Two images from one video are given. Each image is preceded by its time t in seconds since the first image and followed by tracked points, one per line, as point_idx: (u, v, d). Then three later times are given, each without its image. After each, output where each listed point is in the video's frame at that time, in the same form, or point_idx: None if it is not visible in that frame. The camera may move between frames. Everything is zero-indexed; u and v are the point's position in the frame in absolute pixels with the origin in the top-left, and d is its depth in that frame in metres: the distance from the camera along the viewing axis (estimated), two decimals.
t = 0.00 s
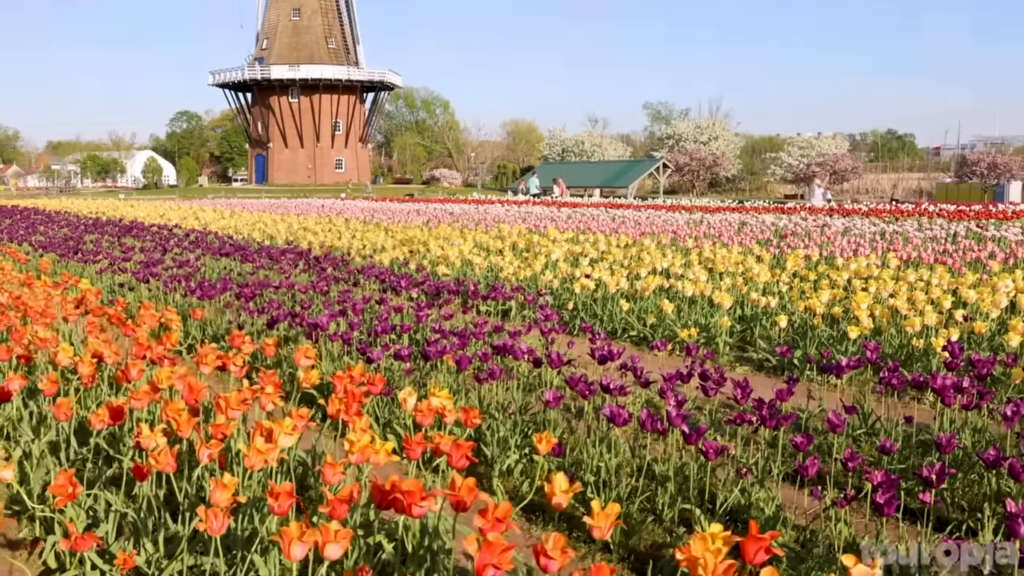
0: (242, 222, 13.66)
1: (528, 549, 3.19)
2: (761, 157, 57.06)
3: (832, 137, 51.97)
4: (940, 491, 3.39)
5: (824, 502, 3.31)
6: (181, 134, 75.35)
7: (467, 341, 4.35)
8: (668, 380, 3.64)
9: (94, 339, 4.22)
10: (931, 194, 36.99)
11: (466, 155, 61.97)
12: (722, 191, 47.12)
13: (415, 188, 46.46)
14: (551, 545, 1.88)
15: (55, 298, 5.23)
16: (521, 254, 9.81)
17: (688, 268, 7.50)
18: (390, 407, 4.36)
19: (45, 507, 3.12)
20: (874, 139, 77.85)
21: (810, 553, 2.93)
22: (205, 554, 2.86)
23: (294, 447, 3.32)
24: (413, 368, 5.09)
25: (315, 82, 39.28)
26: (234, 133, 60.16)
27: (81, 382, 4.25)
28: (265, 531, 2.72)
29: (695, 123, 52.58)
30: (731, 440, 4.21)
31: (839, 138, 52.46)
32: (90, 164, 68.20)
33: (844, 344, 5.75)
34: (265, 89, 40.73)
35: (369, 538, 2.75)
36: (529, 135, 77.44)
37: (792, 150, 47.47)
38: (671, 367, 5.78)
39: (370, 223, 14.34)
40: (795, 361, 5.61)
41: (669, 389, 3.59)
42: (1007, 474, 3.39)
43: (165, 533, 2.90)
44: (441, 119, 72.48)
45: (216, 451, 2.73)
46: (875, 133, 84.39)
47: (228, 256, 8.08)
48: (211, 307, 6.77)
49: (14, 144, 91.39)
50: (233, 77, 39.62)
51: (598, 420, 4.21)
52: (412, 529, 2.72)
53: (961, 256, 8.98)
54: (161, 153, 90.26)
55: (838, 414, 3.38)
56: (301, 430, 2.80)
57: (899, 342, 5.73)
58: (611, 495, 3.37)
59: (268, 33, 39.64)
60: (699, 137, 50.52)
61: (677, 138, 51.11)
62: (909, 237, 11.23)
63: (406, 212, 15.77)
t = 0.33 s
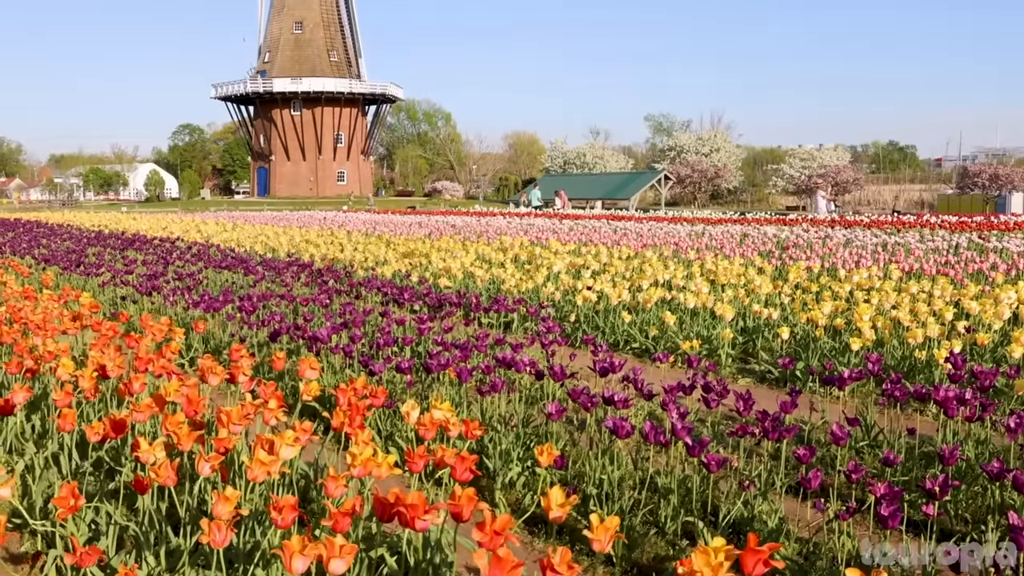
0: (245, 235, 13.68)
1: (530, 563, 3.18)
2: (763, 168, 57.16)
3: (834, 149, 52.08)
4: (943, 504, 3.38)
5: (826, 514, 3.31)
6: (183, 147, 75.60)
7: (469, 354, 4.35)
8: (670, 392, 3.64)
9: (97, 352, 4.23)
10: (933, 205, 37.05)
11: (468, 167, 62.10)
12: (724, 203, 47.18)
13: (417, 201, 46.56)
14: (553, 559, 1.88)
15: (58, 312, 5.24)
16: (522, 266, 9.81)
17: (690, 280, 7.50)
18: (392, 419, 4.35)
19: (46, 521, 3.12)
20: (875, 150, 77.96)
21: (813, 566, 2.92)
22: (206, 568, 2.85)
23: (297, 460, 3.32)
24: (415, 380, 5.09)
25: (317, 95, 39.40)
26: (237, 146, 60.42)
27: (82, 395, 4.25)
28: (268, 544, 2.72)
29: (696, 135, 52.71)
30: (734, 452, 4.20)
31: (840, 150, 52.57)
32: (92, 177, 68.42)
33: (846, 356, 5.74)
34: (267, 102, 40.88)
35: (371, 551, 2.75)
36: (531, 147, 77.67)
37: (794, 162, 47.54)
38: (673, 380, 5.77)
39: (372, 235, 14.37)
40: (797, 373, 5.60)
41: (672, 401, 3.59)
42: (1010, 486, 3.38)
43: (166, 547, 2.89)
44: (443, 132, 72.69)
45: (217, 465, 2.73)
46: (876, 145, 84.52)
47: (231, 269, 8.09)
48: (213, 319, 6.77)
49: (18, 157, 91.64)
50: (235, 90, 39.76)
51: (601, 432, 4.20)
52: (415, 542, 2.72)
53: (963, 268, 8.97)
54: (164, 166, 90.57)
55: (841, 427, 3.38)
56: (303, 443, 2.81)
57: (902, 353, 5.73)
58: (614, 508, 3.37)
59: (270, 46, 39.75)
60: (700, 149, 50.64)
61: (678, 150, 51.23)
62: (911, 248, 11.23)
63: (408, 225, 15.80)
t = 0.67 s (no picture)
0: (246, 247, 13.71)
1: None
2: (763, 180, 57.28)
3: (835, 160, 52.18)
4: (946, 516, 3.38)
5: (829, 527, 3.30)
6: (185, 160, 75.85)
7: (470, 366, 4.35)
8: (672, 404, 3.64)
9: (99, 365, 4.23)
10: (934, 216, 37.13)
11: (470, 179, 62.24)
12: (725, 214, 47.25)
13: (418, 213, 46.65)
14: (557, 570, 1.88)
15: (59, 325, 5.24)
16: (524, 278, 9.83)
17: (691, 292, 7.51)
18: (393, 432, 4.34)
19: (47, 535, 3.11)
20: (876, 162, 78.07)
21: None
22: None
23: (297, 473, 3.31)
24: (416, 393, 5.08)
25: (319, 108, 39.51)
26: (238, 159, 60.68)
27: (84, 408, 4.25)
28: (269, 558, 2.72)
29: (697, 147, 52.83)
30: (736, 464, 4.19)
31: (841, 161, 52.70)
32: (95, 191, 68.71)
33: (848, 368, 5.74)
34: (269, 114, 41.01)
35: (372, 564, 2.74)
36: (532, 159, 77.86)
37: (795, 173, 47.62)
38: (674, 392, 5.76)
39: (373, 248, 14.39)
40: (799, 385, 5.60)
41: (674, 412, 3.59)
42: (1013, 498, 3.38)
43: (167, 560, 2.88)
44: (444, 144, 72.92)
45: (219, 478, 2.73)
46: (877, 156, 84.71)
47: (232, 282, 8.10)
48: (214, 332, 6.78)
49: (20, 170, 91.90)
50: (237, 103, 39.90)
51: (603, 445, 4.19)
52: (416, 555, 2.71)
53: (965, 279, 8.98)
54: (166, 178, 90.83)
55: (842, 439, 3.38)
56: (304, 456, 2.81)
57: (904, 365, 5.72)
58: (616, 521, 3.36)
59: (272, 59, 39.88)
60: (700, 161, 50.79)
61: (679, 162, 51.36)
62: (912, 259, 11.24)
63: (410, 237, 15.82)
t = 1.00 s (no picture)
0: (246, 261, 13.73)
1: None
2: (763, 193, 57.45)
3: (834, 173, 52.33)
4: (948, 529, 3.37)
5: (830, 540, 3.30)
6: (186, 174, 76.09)
7: (471, 380, 4.35)
8: (672, 418, 3.64)
9: (99, 379, 4.23)
10: (934, 229, 37.20)
11: (470, 193, 62.42)
12: (726, 227, 47.32)
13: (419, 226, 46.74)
14: None
15: (60, 339, 5.25)
16: (524, 291, 9.84)
17: (691, 305, 7.51)
18: (393, 446, 4.33)
19: (47, 550, 3.11)
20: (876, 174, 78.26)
21: None
22: None
23: (297, 487, 3.31)
24: (417, 407, 5.08)
25: (319, 121, 39.62)
26: (239, 173, 60.83)
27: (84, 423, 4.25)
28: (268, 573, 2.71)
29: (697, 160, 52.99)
30: (736, 478, 4.18)
31: (840, 174, 52.83)
32: (96, 205, 68.91)
33: (849, 381, 5.73)
34: (270, 128, 41.13)
35: None
36: (532, 173, 78.09)
37: (796, 186, 47.74)
38: (675, 406, 5.76)
39: (373, 261, 14.42)
40: (799, 399, 5.59)
41: (675, 426, 3.59)
42: (1015, 511, 3.37)
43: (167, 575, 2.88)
44: (445, 158, 73.17)
45: (218, 492, 2.73)
46: (876, 169, 84.96)
47: (233, 295, 8.11)
48: (215, 346, 6.78)
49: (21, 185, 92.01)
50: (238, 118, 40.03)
51: (604, 459, 4.18)
52: (417, 570, 2.71)
53: (965, 292, 8.99)
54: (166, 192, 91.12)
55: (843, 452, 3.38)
56: (305, 470, 2.81)
57: (905, 378, 5.71)
58: (617, 535, 3.35)
59: (272, 73, 40.01)
60: (700, 174, 50.95)
61: (679, 175, 51.49)
62: (913, 272, 11.25)
63: (410, 250, 15.85)
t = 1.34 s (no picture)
0: (246, 273, 13.73)
1: None
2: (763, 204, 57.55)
3: (834, 184, 52.45)
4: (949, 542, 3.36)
5: (830, 552, 3.29)
6: (186, 186, 76.21)
7: (470, 392, 4.35)
8: (672, 430, 3.63)
9: (98, 391, 4.23)
10: (934, 240, 37.28)
11: (470, 205, 62.55)
12: (725, 238, 47.39)
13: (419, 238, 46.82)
14: None
15: (60, 351, 5.25)
16: (524, 302, 9.85)
17: (691, 316, 7.51)
18: (393, 458, 4.32)
19: (45, 564, 3.10)
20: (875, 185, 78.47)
21: None
22: None
23: (297, 500, 3.30)
24: (416, 419, 5.07)
25: (319, 134, 39.72)
26: (239, 185, 60.99)
27: (83, 435, 4.25)
28: None
29: (697, 171, 53.13)
30: (737, 490, 4.17)
31: (840, 185, 52.98)
32: (95, 218, 69.00)
33: (849, 392, 5.72)
34: (269, 140, 41.22)
35: None
36: (532, 184, 78.26)
37: (795, 197, 47.83)
38: (675, 417, 5.75)
39: (372, 273, 14.42)
40: (800, 410, 5.59)
41: (675, 438, 3.59)
42: (1016, 522, 3.37)
43: None
44: (445, 170, 73.33)
45: (218, 506, 2.72)
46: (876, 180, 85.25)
47: (232, 307, 8.12)
48: (214, 358, 6.78)
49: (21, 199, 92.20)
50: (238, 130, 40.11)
51: (604, 471, 4.17)
52: None
53: (964, 303, 8.99)
54: (166, 205, 91.25)
55: (843, 463, 3.38)
56: (304, 484, 2.81)
57: (905, 389, 5.70)
58: (617, 548, 3.34)
59: (272, 85, 40.11)
60: (700, 185, 51.08)
61: (678, 187, 51.62)
62: (912, 283, 11.26)
63: (410, 262, 15.87)
